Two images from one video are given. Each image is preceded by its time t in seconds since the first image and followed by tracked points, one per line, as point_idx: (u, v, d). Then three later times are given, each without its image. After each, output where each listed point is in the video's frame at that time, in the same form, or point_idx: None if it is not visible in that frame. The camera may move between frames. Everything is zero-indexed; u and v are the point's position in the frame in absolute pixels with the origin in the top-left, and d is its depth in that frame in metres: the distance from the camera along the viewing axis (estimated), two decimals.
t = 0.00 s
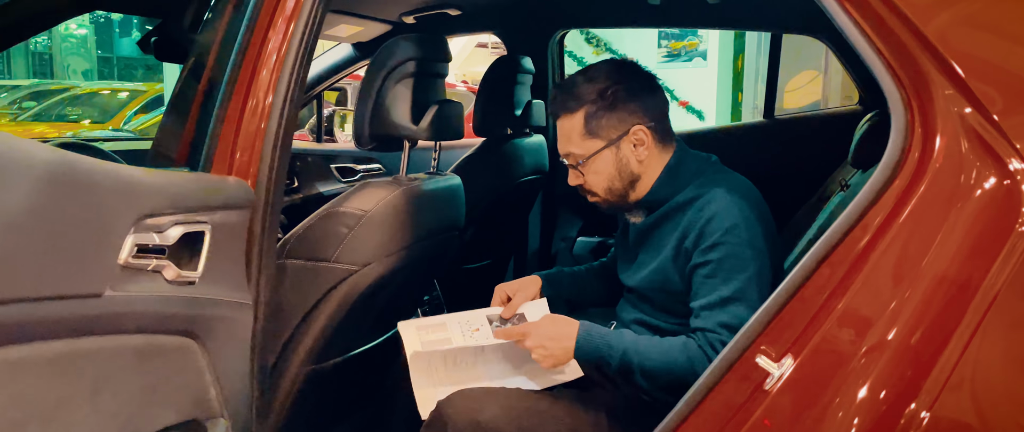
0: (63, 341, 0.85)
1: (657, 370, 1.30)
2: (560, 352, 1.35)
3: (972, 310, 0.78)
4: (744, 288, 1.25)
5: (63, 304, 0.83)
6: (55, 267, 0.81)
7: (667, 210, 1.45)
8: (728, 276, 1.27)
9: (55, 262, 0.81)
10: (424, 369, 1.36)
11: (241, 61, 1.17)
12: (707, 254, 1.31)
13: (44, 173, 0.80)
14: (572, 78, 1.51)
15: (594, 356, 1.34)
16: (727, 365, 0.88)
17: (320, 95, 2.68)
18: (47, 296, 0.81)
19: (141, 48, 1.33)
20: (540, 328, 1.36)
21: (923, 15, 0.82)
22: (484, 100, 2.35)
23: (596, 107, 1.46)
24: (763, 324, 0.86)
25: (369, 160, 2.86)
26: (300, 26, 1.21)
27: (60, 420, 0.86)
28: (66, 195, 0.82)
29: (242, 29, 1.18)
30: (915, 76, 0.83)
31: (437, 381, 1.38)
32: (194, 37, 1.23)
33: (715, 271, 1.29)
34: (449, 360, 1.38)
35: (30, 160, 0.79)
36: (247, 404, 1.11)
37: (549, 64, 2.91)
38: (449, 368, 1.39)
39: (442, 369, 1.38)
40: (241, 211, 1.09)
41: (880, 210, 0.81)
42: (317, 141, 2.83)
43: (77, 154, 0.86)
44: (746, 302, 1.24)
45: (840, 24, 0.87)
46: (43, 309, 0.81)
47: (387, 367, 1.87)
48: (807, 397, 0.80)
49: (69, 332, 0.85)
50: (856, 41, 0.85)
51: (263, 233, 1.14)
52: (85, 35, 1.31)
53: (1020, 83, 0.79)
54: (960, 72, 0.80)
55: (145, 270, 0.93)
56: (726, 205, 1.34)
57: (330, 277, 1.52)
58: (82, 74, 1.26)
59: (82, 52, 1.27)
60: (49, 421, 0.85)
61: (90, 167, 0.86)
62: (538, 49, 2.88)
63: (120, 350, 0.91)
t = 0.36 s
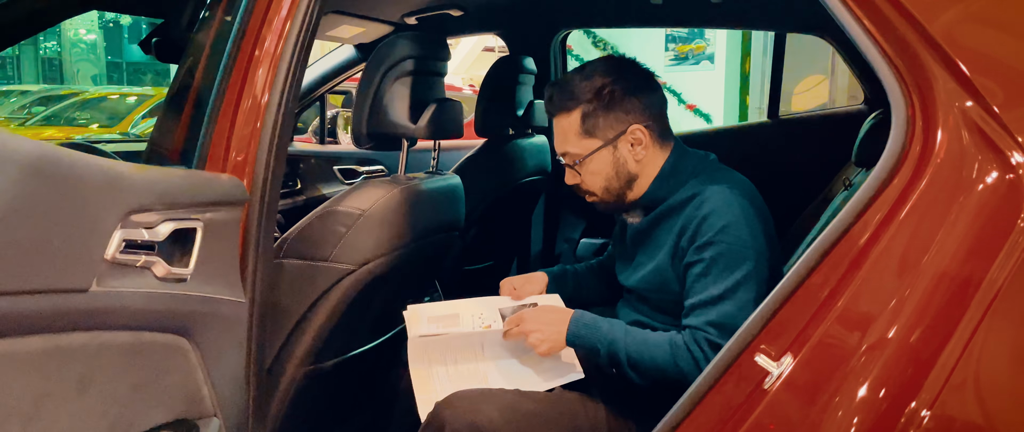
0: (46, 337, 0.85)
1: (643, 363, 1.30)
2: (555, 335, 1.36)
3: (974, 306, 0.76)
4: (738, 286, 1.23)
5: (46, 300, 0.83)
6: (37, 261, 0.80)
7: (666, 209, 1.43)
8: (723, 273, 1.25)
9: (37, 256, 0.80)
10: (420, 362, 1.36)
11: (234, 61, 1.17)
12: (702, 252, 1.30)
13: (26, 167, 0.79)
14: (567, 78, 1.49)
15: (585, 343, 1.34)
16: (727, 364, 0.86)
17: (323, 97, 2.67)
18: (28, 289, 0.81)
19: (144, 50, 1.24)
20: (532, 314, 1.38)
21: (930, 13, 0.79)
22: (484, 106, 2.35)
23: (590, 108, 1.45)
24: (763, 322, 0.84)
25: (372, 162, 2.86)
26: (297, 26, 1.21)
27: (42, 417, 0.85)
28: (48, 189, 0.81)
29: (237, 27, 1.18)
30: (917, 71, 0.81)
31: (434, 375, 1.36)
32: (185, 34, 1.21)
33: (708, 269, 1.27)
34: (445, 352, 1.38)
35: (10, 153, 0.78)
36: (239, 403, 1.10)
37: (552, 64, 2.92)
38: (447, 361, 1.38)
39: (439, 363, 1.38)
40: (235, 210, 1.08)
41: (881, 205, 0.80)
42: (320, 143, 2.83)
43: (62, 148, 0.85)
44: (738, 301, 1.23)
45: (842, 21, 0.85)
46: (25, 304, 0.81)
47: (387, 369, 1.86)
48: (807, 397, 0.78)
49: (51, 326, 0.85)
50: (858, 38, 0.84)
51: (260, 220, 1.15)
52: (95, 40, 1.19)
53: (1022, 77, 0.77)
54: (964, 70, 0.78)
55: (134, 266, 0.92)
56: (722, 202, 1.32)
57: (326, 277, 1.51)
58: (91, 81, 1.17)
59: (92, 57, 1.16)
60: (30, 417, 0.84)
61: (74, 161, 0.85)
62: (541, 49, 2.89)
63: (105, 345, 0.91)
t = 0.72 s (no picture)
0: (44, 333, 0.84)
1: (631, 355, 1.29)
2: (551, 330, 1.37)
3: (980, 302, 0.75)
4: (733, 280, 1.22)
5: (44, 295, 0.82)
6: (37, 258, 0.80)
7: (669, 206, 1.42)
8: (718, 268, 1.24)
9: (38, 253, 0.80)
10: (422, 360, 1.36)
11: (235, 59, 1.17)
12: (700, 246, 1.29)
13: (27, 163, 0.79)
14: (578, 70, 1.48)
15: (578, 336, 1.36)
16: (731, 362, 0.85)
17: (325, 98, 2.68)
18: (28, 284, 0.80)
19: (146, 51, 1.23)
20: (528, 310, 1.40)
21: (934, 7, 0.78)
22: (487, 104, 2.34)
23: (604, 98, 1.44)
24: (767, 319, 0.84)
25: (374, 163, 2.85)
26: (297, 25, 1.21)
27: (42, 416, 0.85)
28: (50, 185, 0.81)
29: (237, 26, 1.18)
30: (921, 64, 0.80)
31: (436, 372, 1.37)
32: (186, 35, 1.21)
33: (705, 263, 1.26)
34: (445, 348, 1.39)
35: (11, 148, 0.78)
36: (242, 402, 1.10)
37: (553, 64, 2.92)
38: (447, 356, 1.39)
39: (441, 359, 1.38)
40: (236, 207, 1.07)
41: (886, 201, 0.79)
42: (322, 145, 2.83)
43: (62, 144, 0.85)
44: (733, 294, 1.22)
45: (847, 17, 0.84)
46: (24, 298, 0.80)
47: (389, 369, 1.86)
48: (812, 395, 0.77)
49: (50, 323, 0.84)
50: (861, 32, 0.83)
51: (260, 232, 1.14)
52: (98, 43, 1.17)
53: None
54: (969, 63, 0.77)
55: (135, 264, 0.92)
56: (724, 197, 1.31)
57: (327, 276, 1.51)
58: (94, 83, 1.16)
59: (96, 61, 1.16)
60: (29, 417, 0.84)
61: (75, 156, 0.85)
62: (542, 49, 2.89)
63: (107, 344, 0.91)
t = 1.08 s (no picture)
0: (51, 339, 0.84)
1: (650, 368, 1.30)
2: (561, 351, 1.35)
3: (987, 302, 0.75)
4: (744, 284, 1.23)
5: (52, 301, 0.82)
6: (45, 263, 0.81)
7: (671, 207, 1.43)
8: (728, 272, 1.25)
9: (44, 258, 0.80)
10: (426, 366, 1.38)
11: (238, 62, 1.17)
12: (708, 250, 1.29)
13: (32, 167, 0.79)
14: (574, 73, 1.49)
15: (590, 355, 1.35)
16: (736, 363, 0.85)
17: (322, 100, 2.67)
18: (36, 290, 0.81)
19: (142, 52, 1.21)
20: (537, 329, 1.37)
21: (934, 4, 0.79)
22: (486, 108, 2.34)
23: (600, 101, 1.44)
24: (773, 320, 0.84)
25: (372, 164, 2.85)
26: (299, 28, 1.21)
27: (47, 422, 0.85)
28: (56, 189, 0.81)
29: (239, 28, 1.17)
30: (926, 63, 0.80)
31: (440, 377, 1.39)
32: (187, 38, 1.20)
33: (714, 268, 1.27)
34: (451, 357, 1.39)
35: (16, 151, 0.78)
36: (246, 405, 1.10)
37: (552, 65, 2.91)
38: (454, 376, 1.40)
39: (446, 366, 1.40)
40: (237, 209, 1.08)
41: (891, 202, 0.79)
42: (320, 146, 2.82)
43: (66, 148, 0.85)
44: (745, 299, 1.22)
45: (849, 15, 0.84)
46: (32, 305, 0.81)
47: (390, 371, 1.86)
48: (819, 396, 0.78)
49: (57, 328, 0.84)
50: (864, 31, 0.82)
51: (263, 229, 1.13)
52: (91, 45, 1.17)
53: None
54: (973, 61, 0.78)
55: (141, 268, 0.93)
56: (728, 199, 1.32)
57: (330, 277, 1.51)
58: (85, 87, 1.15)
59: (87, 63, 1.15)
60: (35, 423, 0.83)
61: (81, 159, 0.85)
62: (540, 50, 2.89)
63: (113, 348, 0.91)
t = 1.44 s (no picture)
0: (48, 342, 0.84)
1: (658, 373, 1.28)
2: (561, 363, 1.34)
3: (986, 301, 0.76)
4: (745, 285, 1.22)
5: (49, 302, 0.82)
6: (43, 264, 0.81)
7: (667, 207, 1.43)
8: (729, 273, 1.24)
9: (42, 259, 0.81)
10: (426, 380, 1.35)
11: (232, 63, 1.16)
12: (707, 252, 1.29)
13: (29, 167, 0.79)
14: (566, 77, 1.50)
15: (595, 363, 1.33)
16: (735, 362, 0.86)
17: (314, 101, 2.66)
18: (35, 292, 0.80)
19: (132, 52, 1.21)
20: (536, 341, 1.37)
21: None
22: (479, 107, 2.34)
23: (593, 107, 1.45)
24: (772, 318, 0.84)
25: (364, 165, 2.84)
26: (293, 29, 1.19)
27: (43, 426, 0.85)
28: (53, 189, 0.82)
29: (233, 29, 1.16)
30: (924, 62, 0.80)
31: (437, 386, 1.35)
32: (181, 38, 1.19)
33: (714, 270, 1.26)
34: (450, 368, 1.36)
35: (12, 152, 0.78)
36: (243, 408, 1.09)
37: (545, 66, 2.92)
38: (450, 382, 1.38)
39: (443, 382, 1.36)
40: (233, 211, 1.07)
41: (889, 202, 0.79)
42: (312, 148, 2.81)
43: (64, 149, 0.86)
44: (747, 301, 1.22)
45: (848, 15, 0.84)
46: (27, 307, 0.80)
47: (385, 373, 1.85)
48: (819, 395, 0.78)
49: (55, 330, 0.84)
50: (863, 31, 0.83)
51: (259, 234, 1.12)
52: (77, 47, 1.16)
53: None
54: (969, 58, 0.78)
55: (139, 269, 0.93)
56: (725, 200, 1.32)
57: (328, 278, 1.51)
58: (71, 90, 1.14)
59: (73, 65, 1.15)
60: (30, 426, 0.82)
61: (78, 160, 0.86)
62: (533, 50, 2.89)
63: (110, 351, 0.90)
